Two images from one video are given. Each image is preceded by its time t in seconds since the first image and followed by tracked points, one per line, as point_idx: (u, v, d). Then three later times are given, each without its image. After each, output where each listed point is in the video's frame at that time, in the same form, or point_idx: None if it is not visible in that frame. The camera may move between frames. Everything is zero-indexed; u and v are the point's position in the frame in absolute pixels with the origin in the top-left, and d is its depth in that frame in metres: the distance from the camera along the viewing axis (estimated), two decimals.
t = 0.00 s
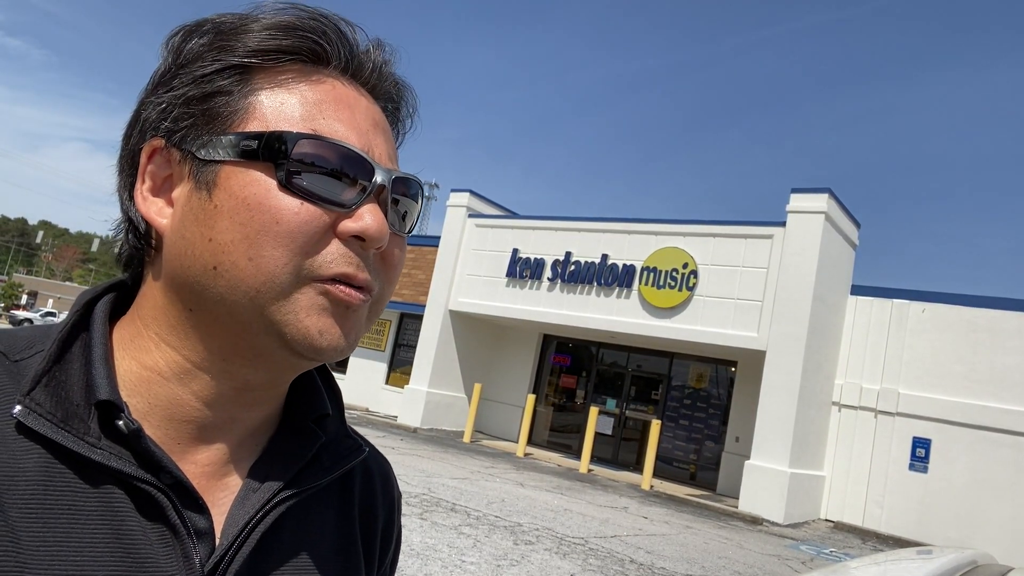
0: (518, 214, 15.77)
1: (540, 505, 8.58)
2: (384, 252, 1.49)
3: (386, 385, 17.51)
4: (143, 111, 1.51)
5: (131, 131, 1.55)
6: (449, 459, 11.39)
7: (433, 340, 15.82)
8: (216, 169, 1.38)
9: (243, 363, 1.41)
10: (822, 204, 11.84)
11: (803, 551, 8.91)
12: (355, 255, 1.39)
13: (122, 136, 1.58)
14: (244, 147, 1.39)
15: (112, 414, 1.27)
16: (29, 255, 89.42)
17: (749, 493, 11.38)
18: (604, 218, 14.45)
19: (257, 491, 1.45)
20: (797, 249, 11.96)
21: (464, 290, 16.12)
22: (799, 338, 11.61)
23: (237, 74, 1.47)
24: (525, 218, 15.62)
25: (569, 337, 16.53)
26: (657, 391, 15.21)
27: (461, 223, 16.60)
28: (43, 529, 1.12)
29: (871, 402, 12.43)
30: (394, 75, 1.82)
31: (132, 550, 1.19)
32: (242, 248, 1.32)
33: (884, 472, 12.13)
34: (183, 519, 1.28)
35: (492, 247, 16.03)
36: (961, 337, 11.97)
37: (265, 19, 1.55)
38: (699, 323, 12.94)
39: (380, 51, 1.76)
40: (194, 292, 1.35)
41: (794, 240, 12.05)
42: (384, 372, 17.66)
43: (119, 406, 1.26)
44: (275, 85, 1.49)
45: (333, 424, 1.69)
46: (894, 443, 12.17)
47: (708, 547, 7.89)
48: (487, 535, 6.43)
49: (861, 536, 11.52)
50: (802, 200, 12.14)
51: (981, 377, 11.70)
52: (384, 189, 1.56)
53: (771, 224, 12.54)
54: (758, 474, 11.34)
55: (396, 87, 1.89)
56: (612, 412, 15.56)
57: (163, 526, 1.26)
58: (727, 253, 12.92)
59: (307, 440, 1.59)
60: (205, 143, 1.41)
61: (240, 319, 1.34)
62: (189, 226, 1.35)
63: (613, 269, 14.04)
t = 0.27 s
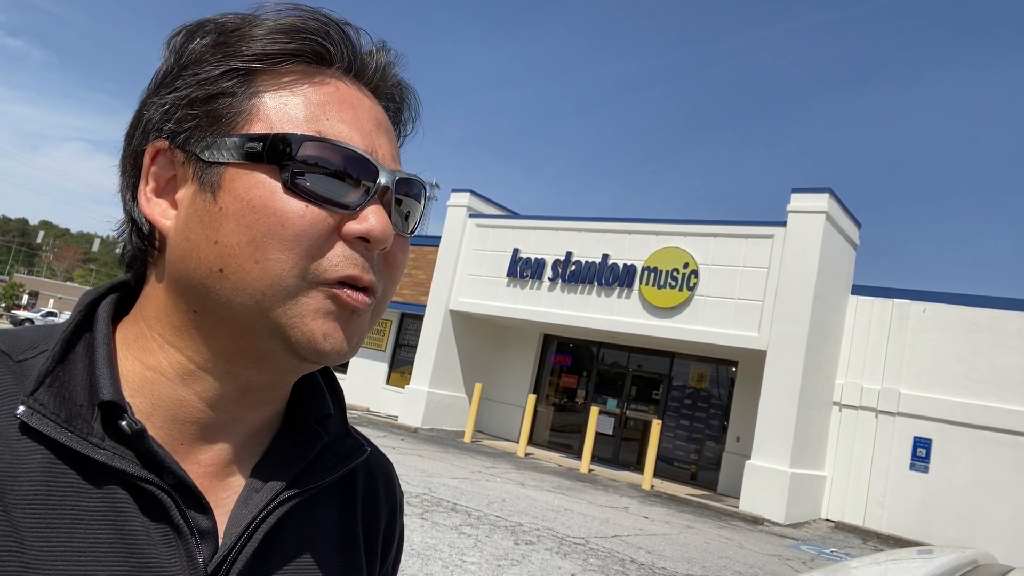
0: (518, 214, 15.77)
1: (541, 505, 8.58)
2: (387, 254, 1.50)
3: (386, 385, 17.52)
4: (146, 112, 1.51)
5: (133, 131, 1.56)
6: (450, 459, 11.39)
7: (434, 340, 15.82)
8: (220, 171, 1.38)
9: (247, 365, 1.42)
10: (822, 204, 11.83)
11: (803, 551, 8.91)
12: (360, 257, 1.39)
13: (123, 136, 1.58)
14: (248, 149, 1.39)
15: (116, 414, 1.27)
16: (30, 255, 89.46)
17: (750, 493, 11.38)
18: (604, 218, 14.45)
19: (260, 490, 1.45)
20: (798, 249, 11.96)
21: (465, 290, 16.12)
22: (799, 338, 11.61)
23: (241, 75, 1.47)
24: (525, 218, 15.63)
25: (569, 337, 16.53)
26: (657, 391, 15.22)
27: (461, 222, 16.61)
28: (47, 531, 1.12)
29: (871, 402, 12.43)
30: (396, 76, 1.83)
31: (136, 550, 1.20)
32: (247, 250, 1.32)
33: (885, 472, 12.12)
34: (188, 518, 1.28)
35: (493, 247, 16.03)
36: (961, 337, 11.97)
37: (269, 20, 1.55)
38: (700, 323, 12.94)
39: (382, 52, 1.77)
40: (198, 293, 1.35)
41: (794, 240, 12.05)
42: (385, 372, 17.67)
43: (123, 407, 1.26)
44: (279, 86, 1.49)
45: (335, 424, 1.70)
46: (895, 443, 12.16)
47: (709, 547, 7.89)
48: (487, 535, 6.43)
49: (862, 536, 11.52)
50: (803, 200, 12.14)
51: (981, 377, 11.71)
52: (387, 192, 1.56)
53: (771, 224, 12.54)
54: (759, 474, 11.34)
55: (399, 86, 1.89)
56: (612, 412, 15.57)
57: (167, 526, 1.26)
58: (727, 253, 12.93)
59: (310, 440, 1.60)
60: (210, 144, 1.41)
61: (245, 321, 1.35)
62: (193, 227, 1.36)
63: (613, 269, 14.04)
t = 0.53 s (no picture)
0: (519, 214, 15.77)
1: (541, 505, 8.58)
2: (380, 249, 1.50)
3: (387, 385, 17.53)
4: (129, 112, 1.51)
5: (118, 132, 1.56)
6: (451, 459, 11.39)
7: (434, 340, 15.82)
8: (204, 173, 1.38)
9: (241, 366, 1.42)
10: (823, 203, 11.83)
11: (804, 551, 8.91)
12: (349, 255, 1.39)
13: (111, 138, 1.58)
14: (231, 150, 1.39)
15: (113, 412, 1.27)
16: (31, 255, 89.55)
17: (751, 493, 11.37)
18: (605, 218, 14.44)
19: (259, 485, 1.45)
20: (799, 249, 11.96)
21: (466, 290, 16.12)
22: (800, 338, 11.61)
23: (222, 73, 1.46)
24: (526, 217, 15.63)
25: (570, 337, 16.53)
26: (658, 391, 15.21)
27: (462, 222, 16.60)
28: (48, 530, 1.12)
29: (872, 402, 12.42)
30: (383, 64, 1.82)
31: (138, 546, 1.19)
32: (235, 252, 1.32)
33: (886, 472, 12.11)
34: (189, 514, 1.28)
35: (494, 247, 16.03)
36: (963, 337, 11.96)
37: (247, 14, 1.54)
38: (701, 323, 12.94)
39: (366, 41, 1.75)
40: (188, 295, 1.35)
41: (795, 240, 12.04)
42: (386, 371, 17.67)
43: (120, 404, 1.26)
44: (261, 84, 1.48)
45: (332, 415, 1.71)
46: (896, 442, 12.15)
47: (710, 547, 7.89)
48: (488, 534, 6.43)
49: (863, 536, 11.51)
50: (804, 199, 12.13)
51: (982, 377, 11.70)
52: (376, 186, 1.56)
53: (772, 223, 12.54)
54: (760, 474, 11.34)
55: (388, 68, 1.88)
56: (613, 412, 15.56)
57: (169, 522, 1.26)
58: (728, 252, 12.92)
59: (308, 432, 1.60)
60: (192, 146, 1.40)
61: (235, 323, 1.34)
62: (181, 229, 1.36)
63: (614, 268, 14.04)
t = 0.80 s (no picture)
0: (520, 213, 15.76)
1: (543, 505, 8.57)
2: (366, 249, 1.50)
3: (388, 385, 17.53)
4: (109, 115, 1.50)
5: (98, 133, 1.55)
6: (452, 459, 11.39)
7: (436, 340, 15.81)
8: (186, 177, 1.37)
9: (228, 368, 1.42)
10: (825, 203, 11.81)
11: (806, 551, 8.90)
12: (336, 257, 1.39)
13: (90, 139, 1.58)
14: (213, 155, 1.38)
15: (106, 408, 1.27)
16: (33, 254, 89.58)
17: (753, 493, 11.36)
18: (607, 218, 14.43)
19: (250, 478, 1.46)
20: (801, 249, 11.94)
21: (467, 289, 16.12)
22: (802, 338, 11.59)
23: (201, 75, 1.45)
24: (527, 217, 15.62)
25: (571, 336, 16.52)
26: (659, 391, 15.20)
27: (463, 222, 16.59)
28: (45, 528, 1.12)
29: (874, 402, 12.40)
30: (364, 55, 1.80)
31: (137, 540, 1.20)
32: (220, 259, 1.32)
33: (888, 472, 12.09)
34: (186, 507, 1.28)
35: (495, 247, 16.02)
36: (965, 336, 11.94)
37: (222, 12, 1.52)
38: (702, 322, 12.93)
39: (346, 35, 1.74)
40: (173, 300, 1.36)
41: (797, 239, 12.03)
42: (387, 371, 17.67)
43: (113, 400, 1.26)
44: (241, 84, 1.47)
45: (319, 405, 1.72)
46: (898, 442, 12.14)
47: (711, 547, 7.88)
48: (489, 534, 6.43)
49: (865, 536, 11.49)
50: (806, 199, 12.11)
51: (984, 377, 11.68)
52: (361, 186, 1.55)
53: (774, 223, 12.52)
54: (762, 474, 11.33)
55: (369, 56, 1.86)
56: (614, 412, 15.56)
57: (167, 515, 1.26)
58: (730, 252, 12.91)
59: (297, 422, 1.61)
60: (174, 150, 1.40)
61: (223, 329, 1.35)
62: (165, 235, 1.36)
63: (615, 268, 14.02)
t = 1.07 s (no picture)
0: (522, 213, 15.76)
1: (544, 504, 8.58)
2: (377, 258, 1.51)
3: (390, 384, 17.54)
4: (127, 108, 1.51)
5: (111, 126, 1.57)
6: (454, 458, 11.39)
7: (437, 339, 15.82)
8: (207, 177, 1.38)
9: (240, 369, 1.43)
10: (827, 203, 11.80)
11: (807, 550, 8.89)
12: (349, 265, 1.40)
13: (99, 129, 1.60)
14: (236, 156, 1.39)
15: (98, 400, 1.30)
16: (35, 254, 89.67)
17: (754, 493, 11.37)
18: (608, 217, 14.43)
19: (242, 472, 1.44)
20: (803, 248, 11.93)
21: (469, 289, 16.12)
22: (804, 338, 11.58)
23: (226, 76, 1.46)
24: (529, 217, 15.62)
25: (572, 336, 16.52)
26: (661, 391, 15.19)
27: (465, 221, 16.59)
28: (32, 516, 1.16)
29: (876, 401, 12.38)
30: (382, 69, 1.81)
31: (124, 531, 1.22)
32: (239, 260, 1.32)
33: (889, 472, 12.07)
34: (176, 501, 1.30)
35: (497, 246, 16.02)
36: (967, 336, 11.92)
37: (254, 15, 1.53)
38: (704, 322, 12.91)
39: (367, 48, 1.75)
40: (187, 299, 1.37)
41: (799, 239, 12.01)
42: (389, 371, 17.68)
43: (105, 393, 1.29)
44: (267, 88, 1.48)
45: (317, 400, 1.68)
46: (900, 442, 12.11)
47: (712, 547, 7.88)
48: (490, 534, 6.43)
49: (867, 536, 11.47)
50: (808, 198, 12.10)
51: (986, 377, 11.66)
52: (375, 196, 1.56)
53: (776, 222, 12.51)
54: (763, 474, 11.32)
55: (383, 72, 1.87)
56: (615, 411, 15.55)
57: (156, 509, 1.28)
58: (732, 252, 12.90)
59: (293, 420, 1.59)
60: (195, 149, 1.41)
61: (238, 331, 1.36)
62: (182, 233, 1.37)
63: (617, 267, 14.01)
